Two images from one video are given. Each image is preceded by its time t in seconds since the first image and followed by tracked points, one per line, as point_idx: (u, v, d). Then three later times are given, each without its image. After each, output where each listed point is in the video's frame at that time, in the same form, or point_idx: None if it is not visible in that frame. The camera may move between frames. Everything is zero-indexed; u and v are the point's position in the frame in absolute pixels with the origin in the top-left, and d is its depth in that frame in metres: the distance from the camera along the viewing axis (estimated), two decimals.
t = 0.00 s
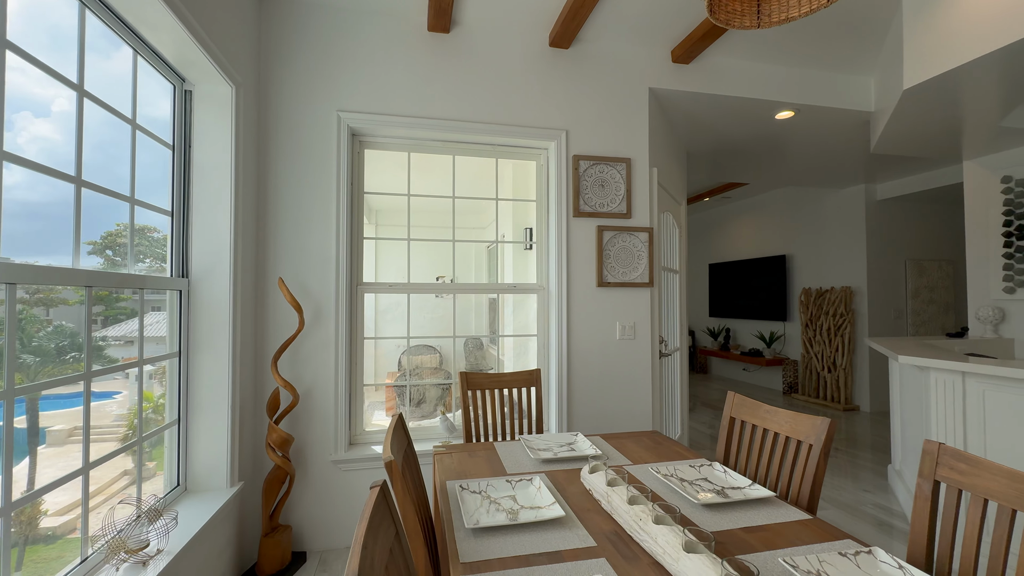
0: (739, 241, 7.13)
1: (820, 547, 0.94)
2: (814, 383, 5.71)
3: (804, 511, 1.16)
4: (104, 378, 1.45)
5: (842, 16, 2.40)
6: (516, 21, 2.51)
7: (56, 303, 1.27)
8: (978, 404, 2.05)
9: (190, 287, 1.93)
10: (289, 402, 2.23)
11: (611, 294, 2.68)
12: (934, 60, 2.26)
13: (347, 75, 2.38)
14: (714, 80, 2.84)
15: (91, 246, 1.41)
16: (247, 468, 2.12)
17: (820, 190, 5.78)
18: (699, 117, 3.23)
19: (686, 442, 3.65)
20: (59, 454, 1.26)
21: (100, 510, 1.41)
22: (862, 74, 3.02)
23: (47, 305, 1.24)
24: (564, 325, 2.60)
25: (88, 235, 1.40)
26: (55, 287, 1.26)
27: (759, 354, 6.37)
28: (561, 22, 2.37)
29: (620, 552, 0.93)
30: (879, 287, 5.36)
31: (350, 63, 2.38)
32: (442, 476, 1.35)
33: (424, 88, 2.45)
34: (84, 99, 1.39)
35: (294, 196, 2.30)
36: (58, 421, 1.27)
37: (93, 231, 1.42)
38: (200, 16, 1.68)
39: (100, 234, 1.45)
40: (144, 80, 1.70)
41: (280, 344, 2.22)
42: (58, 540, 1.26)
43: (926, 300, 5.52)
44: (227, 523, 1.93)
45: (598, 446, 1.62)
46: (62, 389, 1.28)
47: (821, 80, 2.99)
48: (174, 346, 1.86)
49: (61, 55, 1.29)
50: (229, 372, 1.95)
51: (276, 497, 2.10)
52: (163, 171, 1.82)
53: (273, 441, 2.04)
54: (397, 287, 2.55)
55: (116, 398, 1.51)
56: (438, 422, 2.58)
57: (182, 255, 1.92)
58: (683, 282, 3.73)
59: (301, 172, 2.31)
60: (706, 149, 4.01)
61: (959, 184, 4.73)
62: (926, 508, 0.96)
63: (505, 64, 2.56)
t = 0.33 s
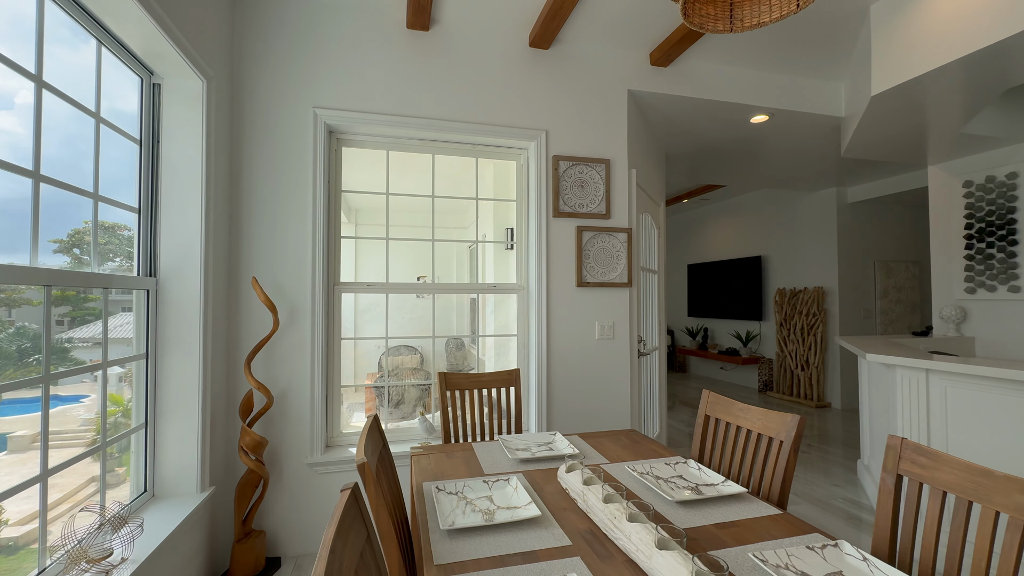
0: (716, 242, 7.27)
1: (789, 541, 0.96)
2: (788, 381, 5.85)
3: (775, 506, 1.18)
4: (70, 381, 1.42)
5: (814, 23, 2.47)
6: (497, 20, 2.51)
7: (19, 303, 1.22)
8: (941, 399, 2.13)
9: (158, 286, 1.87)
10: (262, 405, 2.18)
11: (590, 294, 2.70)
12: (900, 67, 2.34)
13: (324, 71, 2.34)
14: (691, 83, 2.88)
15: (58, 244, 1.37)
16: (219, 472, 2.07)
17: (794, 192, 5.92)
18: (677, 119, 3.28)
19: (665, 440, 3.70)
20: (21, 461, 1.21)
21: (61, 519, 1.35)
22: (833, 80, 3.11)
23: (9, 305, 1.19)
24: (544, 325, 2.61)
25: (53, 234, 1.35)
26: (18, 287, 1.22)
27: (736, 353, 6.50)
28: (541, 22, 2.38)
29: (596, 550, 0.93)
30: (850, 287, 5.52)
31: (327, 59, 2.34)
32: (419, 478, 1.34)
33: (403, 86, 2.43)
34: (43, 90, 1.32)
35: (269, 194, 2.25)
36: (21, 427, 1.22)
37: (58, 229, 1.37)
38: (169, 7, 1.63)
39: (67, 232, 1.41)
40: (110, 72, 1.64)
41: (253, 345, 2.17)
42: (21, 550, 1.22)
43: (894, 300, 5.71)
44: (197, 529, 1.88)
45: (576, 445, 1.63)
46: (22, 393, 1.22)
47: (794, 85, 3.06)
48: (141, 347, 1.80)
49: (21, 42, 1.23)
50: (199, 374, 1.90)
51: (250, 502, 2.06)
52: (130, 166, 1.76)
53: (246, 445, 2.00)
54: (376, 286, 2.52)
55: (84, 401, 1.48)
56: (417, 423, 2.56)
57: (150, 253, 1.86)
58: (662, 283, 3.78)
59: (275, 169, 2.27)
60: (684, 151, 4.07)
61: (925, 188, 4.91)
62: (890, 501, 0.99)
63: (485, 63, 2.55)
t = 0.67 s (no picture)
0: (695, 243, 7.38)
1: (760, 536, 0.98)
2: (764, 379, 5.98)
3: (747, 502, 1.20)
4: (37, 385, 1.37)
5: (788, 29, 2.52)
6: (477, 19, 2.50)
7: None
8: (908, 396, 2.19)
9: (125, 285, 1.82)
10: (235, 407, 2.13)
11: (571, 294, 2.71)
12: (870, 74, 2.41)
13: (301, 66, 2.29)
14: (670, 86, 2.92)
15: (24, 242, 1.33)
16: (190, 476, 2.01)
17: (770, 195, 6.05)
18: (657, 121, 3.32)
19: (644, 439, 3.74)
20: None
21: (16, 530, 1.28)
22: (807, 85, 3.18)
23: None
24: (525, 324, 2.61)
25: (18, 231, 1.30)
26: None
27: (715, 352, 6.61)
28: (522, 22, 2.38)
29: (571, 549, 0.93)
30: (824, 288, 5.66)
31: (304, 54, 2.30)
32: (395, 479, 1.32)
33: (382, 83, 2.40)
34: None
35: (243, 191, 2.20)
36: None
37: (22, 227, 1.32)
38: None
39: (32, 230, 1.36)
40: (75, 64, 1.58)
41: (227, 346, 2.11)
42: None
43: (865, 300, 5.88)
44: (167, 535, 1.83)
45: (554, 445, 1.63)
46: None
47: (770, 90, 3.12)
48: (107, 348, 1.75)
49: None
50: (169, 376, 1.84)
51: (222, 507, 2.01)
52: (95, 161, 1.70)
53: (218, 448, 1.95)
54: (355, 286, 2.48)
55: (51, 405, 1.43)
56: (396, 425, 2.53)
57: (116, 251, 1.80)
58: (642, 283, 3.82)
59: (250, 166, 2.22)
60: (664, 153, 4.12)
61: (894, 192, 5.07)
62: (857, 495, 1.01)
63: (466, 62, 2.54)
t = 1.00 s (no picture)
0: (676, 244, 7.48)
1: (734, 532, 0.99)
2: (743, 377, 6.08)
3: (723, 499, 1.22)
4: None
5: (765, 34, 2.57)
6: (458, 17, 2.48)
7: None
8: (879, 394, 2.26)
9: (90, 284, 1.76)
10: (208, 410, 2.08)
11: (552, 294, 2.71)
12: (843, 80, 2.47)
13: (278, 62, 2.25)
14: (651, 88, 2.95)
15: None
16: (160, 481, 1.96)
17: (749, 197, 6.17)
18: (638, 123, 3.35)
19: (625, 437, 3.77)
20: None
21: None
22: (783, 89, 3.25)
23: None
24: (506, 324, 2.60)
25: None
26: None
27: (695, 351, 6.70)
28: (504, 21, 2.37)
29: (548, 550, 0.93)
30: (800, 288, 5.79)
31: (281, 49, 2.26)
32: (373, 482, 1.30)
33: (361, 80, 2.37)
34: None
35: (216, 189, 2.14)
36: None
37: None
38: None
39: None
40: (38, 55, 1.52)
41: (199, 347, 2.06)
42: None
43: (839, 300, 6.04)
44: (135, 543, 1.77)
45: (534, 444, 1.63)
46: None
47: (747, 93, 3.18)
48: (71, 350, 1.69)
49: None
50: (138, 378, 1.78)
51: (194, 513, 1.95)
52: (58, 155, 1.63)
53: (189, 452, 1.89)
54: (335, 286, 2.44)
55: (15, 410, 1.39)
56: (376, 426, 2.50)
57: (81, 249, 1.74)
58: (623, 283, 3.85)
59: (224, 162, 2.16)
60: (645, 155, 4.16)
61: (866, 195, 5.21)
62: (827, 491, 1.03)
63: (447, 60, 2.52)
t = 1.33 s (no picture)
0: (658, 245, 7.57)
1: (708, 528, 1.00)
2: (722, 376, 6.18)
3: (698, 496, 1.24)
4: None
5: (742, 38, 2.62)
6: (439, 14, 2.47)
7: None
8: (851, 391, 2.31)
9: (54, 283, 1.70)
10: (179, 412, 2.02)
11: (534, 293, 2.71)
12: (817, 85, 2.52)
13: (253, 56, 2.20)
14: (631, 89, 2.97)
15: None
16: (129, 486, 1.90)
17: (728, 199, 6.27)
18: (619, 124, 3.38)
19: (607, 436, 3.79)
20: None
21: None
22: (760, 93, 3.31)
23: None
24: (488, 324, 2.59)
25: None
26: None
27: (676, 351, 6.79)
28: (485, 20, 2.36)
29: (524, 549, 0.93)
30: (777, 288, 5.91)
31: (256, 43, 2.21)
32: (348, 484, 1.28)
33: (340, 76, 2.34)
34: None
35: (189, 185, 2.09)
36: None
37: None
38: None
39: None
40: None
41: (170, 348, 2.00)
42: None
43: (814, 300, 6.18)
44: (102, 550, 1.71)
45: (514, 444, 1.62)
46: None
47: (726, 97, 3.23)
48: (32, 351, 1.62)
49: None
50: (105, 380, 1.72)
51: (165, 518, 1.90)
52: (20, 149, 1.57)
53: (159, 456, 1.84)
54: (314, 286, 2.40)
55: None
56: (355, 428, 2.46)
57: (44, 246, 1.68)
58: (605, 283, 3.88)
59: (197, 158, 2.11)
60: (627, 156, 4.20)
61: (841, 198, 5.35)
62: (799, 487, 1.05)
63: (427, 58, 2.50)
